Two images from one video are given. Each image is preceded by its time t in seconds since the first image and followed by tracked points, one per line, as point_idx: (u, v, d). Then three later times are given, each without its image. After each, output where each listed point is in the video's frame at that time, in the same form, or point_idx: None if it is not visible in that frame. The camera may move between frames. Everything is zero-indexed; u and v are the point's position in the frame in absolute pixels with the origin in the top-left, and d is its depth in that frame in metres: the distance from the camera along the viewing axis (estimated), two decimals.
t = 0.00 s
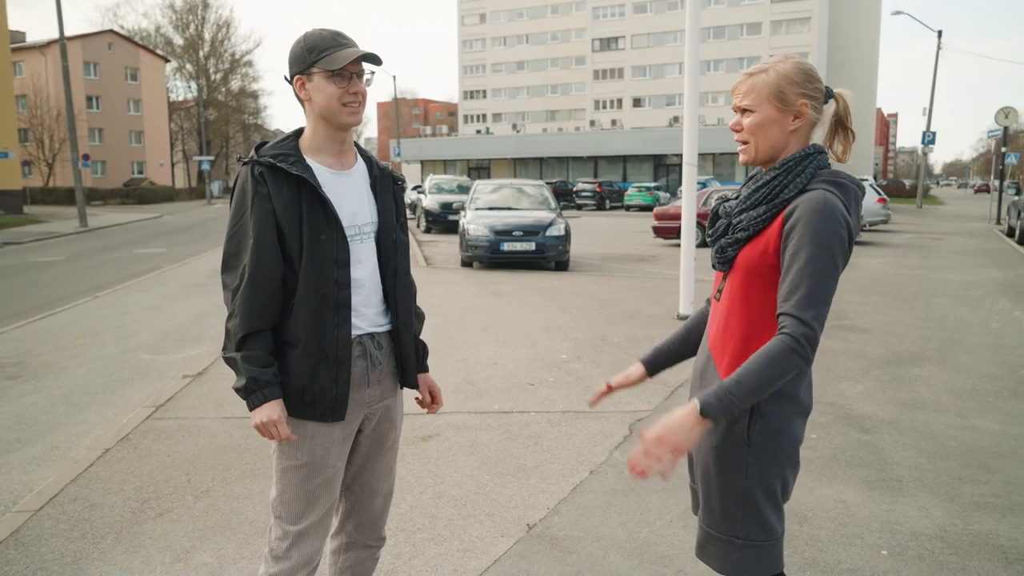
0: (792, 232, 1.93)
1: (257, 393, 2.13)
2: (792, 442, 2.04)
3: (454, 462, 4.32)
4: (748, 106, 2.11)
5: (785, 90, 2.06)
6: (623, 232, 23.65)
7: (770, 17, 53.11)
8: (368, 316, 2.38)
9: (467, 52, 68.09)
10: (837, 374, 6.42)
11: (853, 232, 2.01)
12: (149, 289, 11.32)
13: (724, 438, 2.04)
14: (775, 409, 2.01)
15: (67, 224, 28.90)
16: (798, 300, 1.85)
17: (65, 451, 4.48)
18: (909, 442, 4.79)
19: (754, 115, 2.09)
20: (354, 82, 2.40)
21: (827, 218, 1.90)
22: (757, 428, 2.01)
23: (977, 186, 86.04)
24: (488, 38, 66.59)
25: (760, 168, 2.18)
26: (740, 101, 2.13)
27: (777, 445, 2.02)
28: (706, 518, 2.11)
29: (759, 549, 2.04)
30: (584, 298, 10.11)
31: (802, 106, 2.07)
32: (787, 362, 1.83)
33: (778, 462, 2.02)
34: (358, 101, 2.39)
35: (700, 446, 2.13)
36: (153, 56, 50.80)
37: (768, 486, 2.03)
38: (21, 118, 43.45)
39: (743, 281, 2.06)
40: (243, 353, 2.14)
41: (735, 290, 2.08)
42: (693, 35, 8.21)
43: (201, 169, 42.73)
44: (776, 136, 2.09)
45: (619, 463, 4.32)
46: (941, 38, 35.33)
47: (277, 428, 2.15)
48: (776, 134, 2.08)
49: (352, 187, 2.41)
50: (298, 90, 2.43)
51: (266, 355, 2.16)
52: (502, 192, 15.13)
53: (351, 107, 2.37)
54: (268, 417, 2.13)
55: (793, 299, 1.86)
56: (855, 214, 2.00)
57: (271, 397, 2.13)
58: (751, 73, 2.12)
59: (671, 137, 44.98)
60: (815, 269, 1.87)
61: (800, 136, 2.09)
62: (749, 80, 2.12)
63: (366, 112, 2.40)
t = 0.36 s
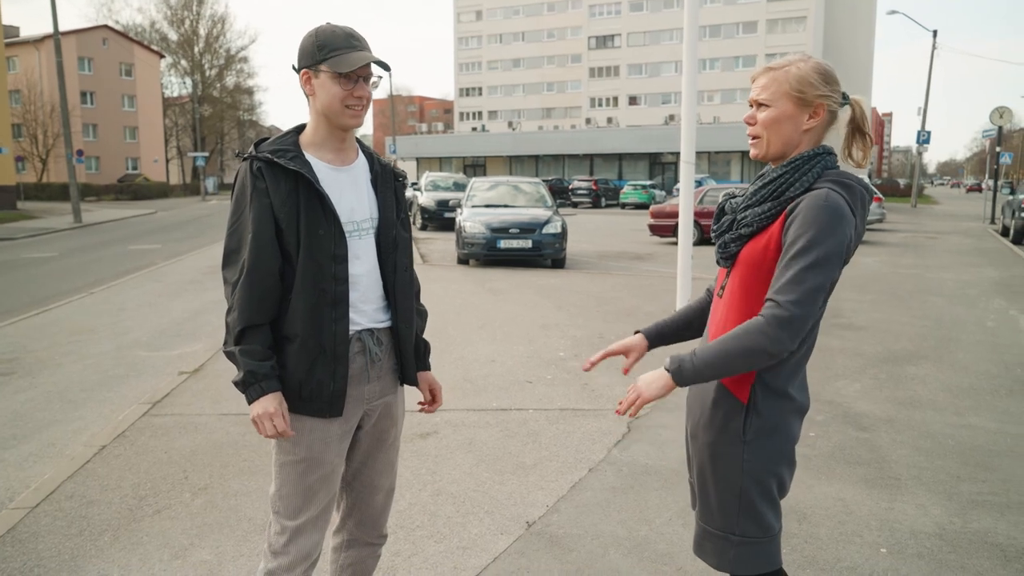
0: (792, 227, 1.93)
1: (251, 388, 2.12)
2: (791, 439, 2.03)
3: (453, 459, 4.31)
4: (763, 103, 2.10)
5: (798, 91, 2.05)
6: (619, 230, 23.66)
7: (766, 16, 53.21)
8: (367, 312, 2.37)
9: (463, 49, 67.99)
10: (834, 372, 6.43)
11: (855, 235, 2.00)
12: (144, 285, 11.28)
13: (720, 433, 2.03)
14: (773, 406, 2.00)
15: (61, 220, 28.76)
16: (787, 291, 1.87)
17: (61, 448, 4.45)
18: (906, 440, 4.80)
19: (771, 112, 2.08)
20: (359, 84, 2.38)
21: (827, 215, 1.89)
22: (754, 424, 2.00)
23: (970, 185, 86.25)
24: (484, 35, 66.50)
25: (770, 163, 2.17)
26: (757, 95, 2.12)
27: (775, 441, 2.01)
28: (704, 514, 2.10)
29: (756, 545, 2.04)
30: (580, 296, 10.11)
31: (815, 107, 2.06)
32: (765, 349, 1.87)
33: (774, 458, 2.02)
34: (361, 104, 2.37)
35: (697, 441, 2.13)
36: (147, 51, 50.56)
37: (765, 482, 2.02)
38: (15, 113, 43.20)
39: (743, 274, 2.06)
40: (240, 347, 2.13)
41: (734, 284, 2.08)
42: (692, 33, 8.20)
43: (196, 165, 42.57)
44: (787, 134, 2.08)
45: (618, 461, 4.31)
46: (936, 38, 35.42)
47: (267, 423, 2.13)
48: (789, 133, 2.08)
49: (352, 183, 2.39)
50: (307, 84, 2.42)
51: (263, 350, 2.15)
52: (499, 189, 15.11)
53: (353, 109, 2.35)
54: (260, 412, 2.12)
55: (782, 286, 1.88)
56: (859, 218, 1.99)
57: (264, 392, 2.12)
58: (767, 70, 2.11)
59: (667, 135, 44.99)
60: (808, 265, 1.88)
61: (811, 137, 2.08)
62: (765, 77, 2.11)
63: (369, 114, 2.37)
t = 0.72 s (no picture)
0: (769, 221, 1.95)
1: (243, 382, 2.10)
2: (789, 435, 2.03)
3: (448, 456, 4.30)
4: (740, 102, 2.10)
5: (778, 86, 2.05)
6: (611, 227, 23.68)
7: (758, 12, 53.35)
8: (362, 308, 2.36)
9: (456, 46, 67.91)
10: (826, 369, 6.45)
11: (841, 220, 1.99)
12: (136, 283, 11.22)
13: (718, 430, 2.04)
14: (768, 402, 2.00)
15: (52, 217, 28.61)
16: (760, 289, 1.90)
17: (52, 446, 4.42)
18: (899, 436, 4.82)
19: (748, 109, 2.08)
20: (360, 80, 2.35)
21: (804, 205, 1.90)
22: (748, 420, 2.00)
23: (960, 183, 86.77)
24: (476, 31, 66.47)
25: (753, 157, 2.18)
26: (733, 93, 2.12)
27: (773, 435, 2.01)
28: (707, 511, 2.11)
29: (759, 541, 2.04)
30: (573, 292, 10.11)
31: (795, 102, 2.06)
32: (744, 344, 1.90)
33: (773, 452, 2.02)
34: (361, 100, 2.35)
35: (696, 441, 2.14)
36: (137, 47, 50.28)
37: (765, 476, 2.02)
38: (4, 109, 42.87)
39: (733, 275, 2.07)
40: (232, 342, 2.12)
41: (728, 284, 2.09)
42: (686, 30, 8.20)
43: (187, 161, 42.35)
44: (767, 130, 2.08)
45: (613, 458, 4.32)
46: (927, 35, 35.54)
47: (257, 422, 2.11)
48: (768, 129, 2.08)
49: (347, 180, 2.38)
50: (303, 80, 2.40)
51: (254, 345, 2.14)
52: (492, 186, 15.09)
53: (353, 106, 2.33)
54: (252, 408, 2.11)
55: (760, 281, 1.91)
56: (844, 202, 1.98)
57: (255, 387, 2.11)
58: (744, 67, 2.11)
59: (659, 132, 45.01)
60: (786, 257, 1.89)
61: (792, 131, 2.09)
62: (741, 76, 2.11)
63: (368, 112, 2.35)
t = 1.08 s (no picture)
0: (744, 225, 1.96)
1: (245, 382, 2.09)
2: (792, 438, 2.03)
3: (442, 457, 4.30)
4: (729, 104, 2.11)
5: (766, 88, 2.06)
6: (604, 227, 23.68)
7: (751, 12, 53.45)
8: (359, 310, 2.36)
9: (449, 44, 67.83)
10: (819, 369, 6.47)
11: (823, 216, 1.98)
12: (127, 282, 11.15)
13: (722, 433, 2.03)
14: (771, 404, 2.00)
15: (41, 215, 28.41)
16: (736, 295, 1.92)
17: (43, 447, 4.39)
18: (891, 436, 4.84)
19: (735, 112, 2.10)
20: (358, 80, 2.35)
21: (773, 205, 1.91)
22: (752, 423, 2.00)
23: (951, 183, 87.16)
24: (469, 30, 66.40)
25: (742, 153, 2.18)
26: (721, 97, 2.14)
27: (776, 441, 2.01)
28: (713, 515, 2.11)
29: (765, 544, 2.04)
30: (567, 293, 10.11)
31: (786, 102, 2.06)
32: (727, 352, 1.93)
33: (777, 457, 2.02)
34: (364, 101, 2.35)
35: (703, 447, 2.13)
36: (129, 45, 50.04)
37: (768, 480, 2.02)
38: None
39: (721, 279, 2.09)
40: (234, 341, 2.11)
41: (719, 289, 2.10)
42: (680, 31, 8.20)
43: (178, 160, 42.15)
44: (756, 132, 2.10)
45: (607, 458, 4.33)
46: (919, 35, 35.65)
47: (259, 425, 2.10)
48: (756, 131, 2.09)
49: (347, 181, 2.37)
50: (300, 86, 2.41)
51: (256, 344, 2.13)
52: (486, 185, 15.07)
53: (355, 106, 2.33)
54: (255, 411, 2.10)
55: (739, 287, 1.92)
56: (822, 196, 1.98)
57: (258, 387, 2.10)
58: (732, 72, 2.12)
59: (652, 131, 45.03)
60: (760, 260, 1.90)
61: (779, 129, 2.09)
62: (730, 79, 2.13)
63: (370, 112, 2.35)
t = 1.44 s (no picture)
0: (763, 228, 1.94)
1: (244, 381, 2.06)
2: (783, 445, 2.02)
3: (434, 457, 4.29)
4: (740, 105, 2.09)
5: (777, 92, 2.04)
6: (600, 226, 23.66)
7: (747, 12, 53.48)
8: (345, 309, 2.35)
9: (445, 44, 67.80)
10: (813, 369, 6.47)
11: (844, 226, 1.97)
12: (121, 282, 11.10)
13: (716, 436, 2.02)
14: (769, 407, 1.99)
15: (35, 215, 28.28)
16: (751, 299, 1.91)
17: (32, 448, 4.36)
18: (884, 436, 4.84)
19: (745, 115, 2.08)
20: (353, 84, 2.34)
21: (798, 212, 1.89)
22: (746, 427, 1.99)
23: (946, 184, 87.31)
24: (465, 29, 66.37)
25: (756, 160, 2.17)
26: (731, 99, 2.11)
27: (769, 445, 2.00)
28: (701, 519, 2.10)
29: (752, 551, 2.03)
30: (562, 292, 10.09)
31: (794, 108, 2.05)
32: (737, 357, 1.92)
33: (768, 462, 2.01)
34: (356, 105, 2.34)
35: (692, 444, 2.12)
36: (123, 43, 49.89)
37: (758, 485, 2.01)
38: None
39: (729, 279, 2.07)
40: (230, 338, 2.06)
41: (723, 288, 2.09)
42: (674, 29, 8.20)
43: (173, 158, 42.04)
44: (764, 136, 2.08)
45: (600, 458, 4.32)
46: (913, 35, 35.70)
47: (259, 425, 2.10)
48: (766, 136, 2.08)
49: (333, 181, 2.37)
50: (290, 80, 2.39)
51: (256, 339, 2.09)
52: (481, 185, 15.04)
53: (349, 110, 2.32)
54: (253, 406, 2.07)
55: (752, 290, 1.91)
56: (845, 207, 1.97)
57: (259, 384, 2.07)
58: (740, 72, 2.10)
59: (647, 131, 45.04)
60: (776, 267, 1.89)
61: (793, 134, 2.07)
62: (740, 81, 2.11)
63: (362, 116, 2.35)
